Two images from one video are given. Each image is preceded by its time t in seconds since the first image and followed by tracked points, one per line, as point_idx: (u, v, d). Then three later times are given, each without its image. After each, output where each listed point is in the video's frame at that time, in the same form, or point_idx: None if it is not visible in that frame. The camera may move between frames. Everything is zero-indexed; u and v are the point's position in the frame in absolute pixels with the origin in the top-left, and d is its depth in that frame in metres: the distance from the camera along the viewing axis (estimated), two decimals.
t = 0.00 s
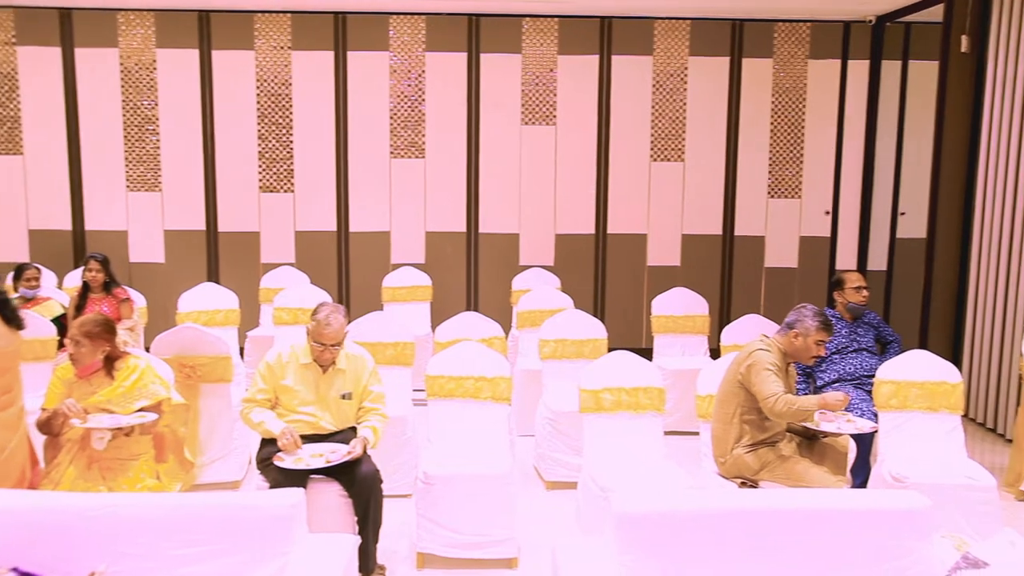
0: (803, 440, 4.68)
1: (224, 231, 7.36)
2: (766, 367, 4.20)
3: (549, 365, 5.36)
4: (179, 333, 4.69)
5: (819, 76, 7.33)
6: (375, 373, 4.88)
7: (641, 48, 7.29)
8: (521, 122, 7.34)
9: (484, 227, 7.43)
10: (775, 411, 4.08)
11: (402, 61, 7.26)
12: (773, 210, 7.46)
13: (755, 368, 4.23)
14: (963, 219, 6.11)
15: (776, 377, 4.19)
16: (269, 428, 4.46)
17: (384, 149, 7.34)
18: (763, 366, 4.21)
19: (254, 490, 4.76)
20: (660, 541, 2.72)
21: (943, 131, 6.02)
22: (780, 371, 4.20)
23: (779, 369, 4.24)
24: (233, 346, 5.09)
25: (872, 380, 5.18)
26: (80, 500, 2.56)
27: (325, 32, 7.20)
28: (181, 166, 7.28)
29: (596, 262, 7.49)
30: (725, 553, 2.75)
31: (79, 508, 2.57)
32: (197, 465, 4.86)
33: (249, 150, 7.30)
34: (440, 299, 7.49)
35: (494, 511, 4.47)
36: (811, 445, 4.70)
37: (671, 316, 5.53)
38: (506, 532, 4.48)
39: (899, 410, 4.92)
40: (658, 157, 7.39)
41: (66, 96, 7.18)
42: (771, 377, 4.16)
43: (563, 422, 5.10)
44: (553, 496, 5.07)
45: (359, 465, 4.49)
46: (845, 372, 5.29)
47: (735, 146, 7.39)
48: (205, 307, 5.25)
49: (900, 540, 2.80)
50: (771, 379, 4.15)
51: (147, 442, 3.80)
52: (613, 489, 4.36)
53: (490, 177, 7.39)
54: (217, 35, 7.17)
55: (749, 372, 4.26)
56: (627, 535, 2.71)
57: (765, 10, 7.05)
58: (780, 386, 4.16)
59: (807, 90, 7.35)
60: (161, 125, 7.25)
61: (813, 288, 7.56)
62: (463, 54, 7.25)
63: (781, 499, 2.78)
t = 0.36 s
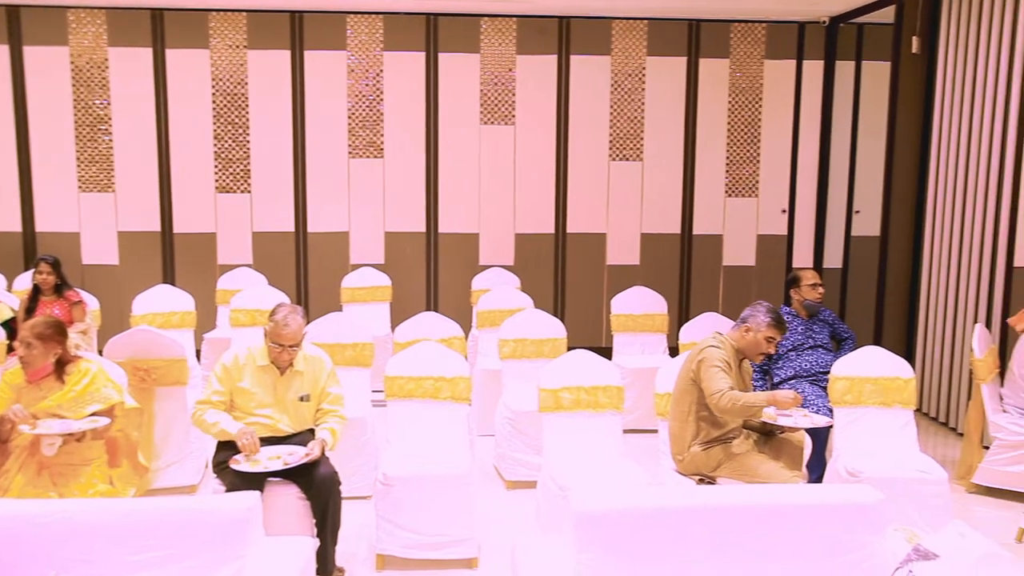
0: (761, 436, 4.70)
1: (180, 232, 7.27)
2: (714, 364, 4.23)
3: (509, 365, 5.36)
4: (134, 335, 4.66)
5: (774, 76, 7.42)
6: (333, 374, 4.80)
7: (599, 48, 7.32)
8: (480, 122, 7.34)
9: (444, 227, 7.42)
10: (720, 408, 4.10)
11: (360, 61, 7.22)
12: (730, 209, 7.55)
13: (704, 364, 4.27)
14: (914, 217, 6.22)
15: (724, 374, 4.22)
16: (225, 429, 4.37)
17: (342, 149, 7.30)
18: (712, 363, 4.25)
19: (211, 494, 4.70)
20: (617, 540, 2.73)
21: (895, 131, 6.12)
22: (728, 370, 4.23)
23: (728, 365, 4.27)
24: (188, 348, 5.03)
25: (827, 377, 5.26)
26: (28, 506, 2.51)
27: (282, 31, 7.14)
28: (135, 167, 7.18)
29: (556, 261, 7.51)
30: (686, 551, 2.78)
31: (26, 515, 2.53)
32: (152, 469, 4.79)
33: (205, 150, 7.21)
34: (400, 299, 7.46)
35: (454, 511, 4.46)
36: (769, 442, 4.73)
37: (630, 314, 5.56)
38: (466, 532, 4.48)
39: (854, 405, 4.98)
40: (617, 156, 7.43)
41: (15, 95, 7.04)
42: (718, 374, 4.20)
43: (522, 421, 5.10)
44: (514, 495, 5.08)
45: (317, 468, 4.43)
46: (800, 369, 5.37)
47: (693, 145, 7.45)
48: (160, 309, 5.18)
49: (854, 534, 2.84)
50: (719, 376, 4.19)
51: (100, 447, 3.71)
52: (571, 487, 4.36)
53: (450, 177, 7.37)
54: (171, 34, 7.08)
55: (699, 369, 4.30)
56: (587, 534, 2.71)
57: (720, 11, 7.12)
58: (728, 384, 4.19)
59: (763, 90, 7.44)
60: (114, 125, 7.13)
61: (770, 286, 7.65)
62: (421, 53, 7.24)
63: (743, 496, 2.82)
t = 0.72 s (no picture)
0: (716, 434, 4.77)
1: (133, 233, 7.16)
2: (652, 365, 4.30)
3: (467, 365, 5.35)
4: (84, 338, 4.55)
5: (730, 77, 7.49)
6: (289, 376, 4.62)
7: (557, 48, 7.33)
8: (438, 122, 7.32)
9: (402, 228, 7.39)
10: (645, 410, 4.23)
11: (317, 60, 7.17)
12: (687, 208, 7.62)
13: (645, 364, 4.35)
14: (867, 218, 6.32)
15: (659, 375, 4.28)
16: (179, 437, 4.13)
17: (298, 149, 7.23)
18: (651, 363, 4.31)
19: (164, 499, 4.63)
20: (577, 539, 2.74)
21: (848, 133, 6.21)
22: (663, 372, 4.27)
23: (669, 365, 4.31)
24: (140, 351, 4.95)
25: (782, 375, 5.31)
26: None
27: (236, 29, 7.06)
28: (86, 167, 7.05)
29: (514, 262, 7.52)
30: (649, 549, 2.80)
31: None
32: (103, 475, 4.71)
33: (158, 150, 7.11)
34: (358, 300, 7.42)
35: (412, 512, 4.44)
36: (725, 438, 4.77)
37: (589, 314, 5.58)
38: (424, 534, 4.46)
39: (808, 402, 5.04)
40: (575, 157, 7.46)
41: None
42: (652, 375, 4.27)
43: (481, 421, 5.13)
44: (472, 496, 5.08)
45: (272, 470, 4.31)
46: (757, 367, 5.38)
47: (651, 146, 7.50)
48: (112, 312, 5.10)
49: (806, 529, 2.89)
50: (651, 378, 4.26)
51: (49, 454, 3.63)
52: (529, 487, 4.37)
53: (407, 178, 7.35)
54: (122, 32, 6.97)
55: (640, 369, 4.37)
56: (545, 534, 2.72)
57: (677, 12, 7.17)
58: (660, 386, 4.25)
59: (720, 92, 7.51)
60: (63, 124, 6.99)
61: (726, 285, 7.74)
62: (379, 53, 7.20)
63: (709, 493, 2.85)
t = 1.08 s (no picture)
0: (671, 431, 4.79)
1: (82, 235, 7.04)
2: (602, 364, 4.32)
3: (423, 366, 5.34)
4: (31, 342, 4.45)
5: (685, 77, 7.56)
6: (243, 377, 4.50)
7: (513, 48, 7.34)
8: (393, 122, 7.29)
9: (358, 228, 7.35)
10: (597, 411, 4.25)
11: (270, 58, 7.10)
12: (644, 207, 7.67)
13: (595, 365, 4.38)
14: (820, 216, 6.42)
15: (609, 375, 4.30)
16: (122, 439, 4.06)
17: (252, 148, 7.16)
18: (601, 363, 4.34)
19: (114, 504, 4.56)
20: (532, 530, 2.80)
21: (800, 132, 6.30)
22: (613, 372, 4.30)
23: (619, 363, 4.34)
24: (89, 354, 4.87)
25: (736, 371, 5.37)
26: None
27: (187, 28, 6.97)
28: (31, 167, 6.90)
29: (472, 261, 7.51)
30: (614, 548, 2.88)
31: None
32: (51, 481, 4.63)
33: (107, 150, 7.00)
34: (315, 301, 7.36)
35: (369, 513, 4.41)
36: (679, 435, 4.80)
37: (546, 313, 5.60)
38: (381, 535, 4.43)
39: (762, 399, 5.04)
40: (532, 156, 7.47)
41: None
42: (602, 376, 4.29)
43: (438, 421, 5.11)
44: (430, 496, 5.07)
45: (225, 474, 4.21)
46: (711, 364, 5.44)
47: (607, 145, 7.54)
48: (60, 315, 5.01)
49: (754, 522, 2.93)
50: (602, 379, 4.28)
51: None
52: (486, 486, 4.37)
53: (363, 177, 7.31)
54: (68, 30, 6.85)
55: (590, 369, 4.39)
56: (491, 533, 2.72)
57: (631, 12, 7.21)
58: (611, 387, 4.28)
59: (675, 91, 7.57)
60: (7, 123, 6.84)
61: (683, 283, 7.81)
62: (333, 51, 7.15)
63: (664, 489, 2.94)
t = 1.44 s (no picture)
0: (627, 428, 4.79)
1: (30, 233, 6.90)
2: (557, 361, 4.32)
3: (380, 364, 5.31)
4: None
5: (643, 76, 7.60)
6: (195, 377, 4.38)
7: (471, 46, 7.33)
8: (350, 119, 7.25)
9: (315, 226, 7.30)
10: (552, 408, 4.26)
11: (225, 54, 7.02)
12: (602, 205, 7.71)
13: (551, 362, 4.38)
14: (775, 215, 6.50)
15: (564, 372, 4.31)
16: (68, 440, 3.91)
17: (206, 145, 7.08)
18: (557, 360, 4.34)
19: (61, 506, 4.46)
20: (479, 528, 2.80)
21: (756, 131, 6.37)
22: (569, 369, 4.30)
23: (575, 360, 4.34)
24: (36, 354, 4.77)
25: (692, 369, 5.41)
26: None
27: (139, 22, 6.86)
28: None
29: (429, 259, 7.49)
30: (576, 545, 2.90)
31: None
32: None
33: (56, 146, 6.86)
34: (271, 300, 7.30)
35: (325, 512, 4.36)
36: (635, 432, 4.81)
37: (504, 312, 5.60)
38: (338, 534, 4.38)
39: (717, 396, 5.04)
40: (491, 154, 7.47)
41: None
42: (557, 373, 4.29)
43: (395, 419, 5.09)
44: (387, 495, 5.05)
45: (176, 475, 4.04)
46: (668, 361, 5.48)
47: (565, 144, 7.57)
48: (6, 314, 4.90)
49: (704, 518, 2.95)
50: (557, 376, 4.29)
51: None
52: (443, 484, 4.33)
53: (320, 175, 7.26)
54: (15, 22, 6.70)
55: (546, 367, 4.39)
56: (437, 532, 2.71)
57: (588, 12, 7.24)
58: (566, 384, 4.28)
59: (633, 90, 7.61)
60: None
61: (640, 282, 7.87)
62: (289, 48, 7.09)
63: (614, 485, 2.95)
